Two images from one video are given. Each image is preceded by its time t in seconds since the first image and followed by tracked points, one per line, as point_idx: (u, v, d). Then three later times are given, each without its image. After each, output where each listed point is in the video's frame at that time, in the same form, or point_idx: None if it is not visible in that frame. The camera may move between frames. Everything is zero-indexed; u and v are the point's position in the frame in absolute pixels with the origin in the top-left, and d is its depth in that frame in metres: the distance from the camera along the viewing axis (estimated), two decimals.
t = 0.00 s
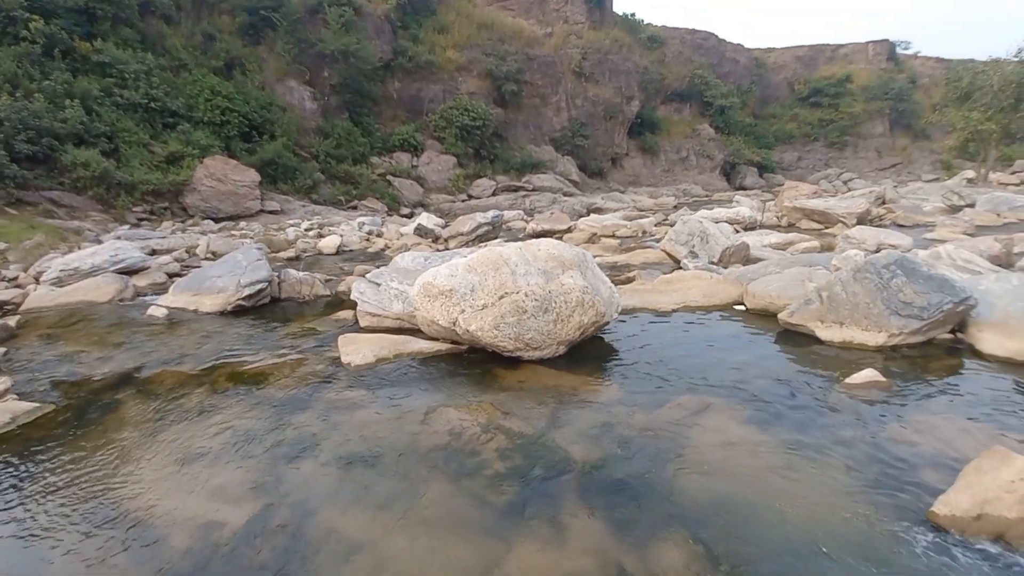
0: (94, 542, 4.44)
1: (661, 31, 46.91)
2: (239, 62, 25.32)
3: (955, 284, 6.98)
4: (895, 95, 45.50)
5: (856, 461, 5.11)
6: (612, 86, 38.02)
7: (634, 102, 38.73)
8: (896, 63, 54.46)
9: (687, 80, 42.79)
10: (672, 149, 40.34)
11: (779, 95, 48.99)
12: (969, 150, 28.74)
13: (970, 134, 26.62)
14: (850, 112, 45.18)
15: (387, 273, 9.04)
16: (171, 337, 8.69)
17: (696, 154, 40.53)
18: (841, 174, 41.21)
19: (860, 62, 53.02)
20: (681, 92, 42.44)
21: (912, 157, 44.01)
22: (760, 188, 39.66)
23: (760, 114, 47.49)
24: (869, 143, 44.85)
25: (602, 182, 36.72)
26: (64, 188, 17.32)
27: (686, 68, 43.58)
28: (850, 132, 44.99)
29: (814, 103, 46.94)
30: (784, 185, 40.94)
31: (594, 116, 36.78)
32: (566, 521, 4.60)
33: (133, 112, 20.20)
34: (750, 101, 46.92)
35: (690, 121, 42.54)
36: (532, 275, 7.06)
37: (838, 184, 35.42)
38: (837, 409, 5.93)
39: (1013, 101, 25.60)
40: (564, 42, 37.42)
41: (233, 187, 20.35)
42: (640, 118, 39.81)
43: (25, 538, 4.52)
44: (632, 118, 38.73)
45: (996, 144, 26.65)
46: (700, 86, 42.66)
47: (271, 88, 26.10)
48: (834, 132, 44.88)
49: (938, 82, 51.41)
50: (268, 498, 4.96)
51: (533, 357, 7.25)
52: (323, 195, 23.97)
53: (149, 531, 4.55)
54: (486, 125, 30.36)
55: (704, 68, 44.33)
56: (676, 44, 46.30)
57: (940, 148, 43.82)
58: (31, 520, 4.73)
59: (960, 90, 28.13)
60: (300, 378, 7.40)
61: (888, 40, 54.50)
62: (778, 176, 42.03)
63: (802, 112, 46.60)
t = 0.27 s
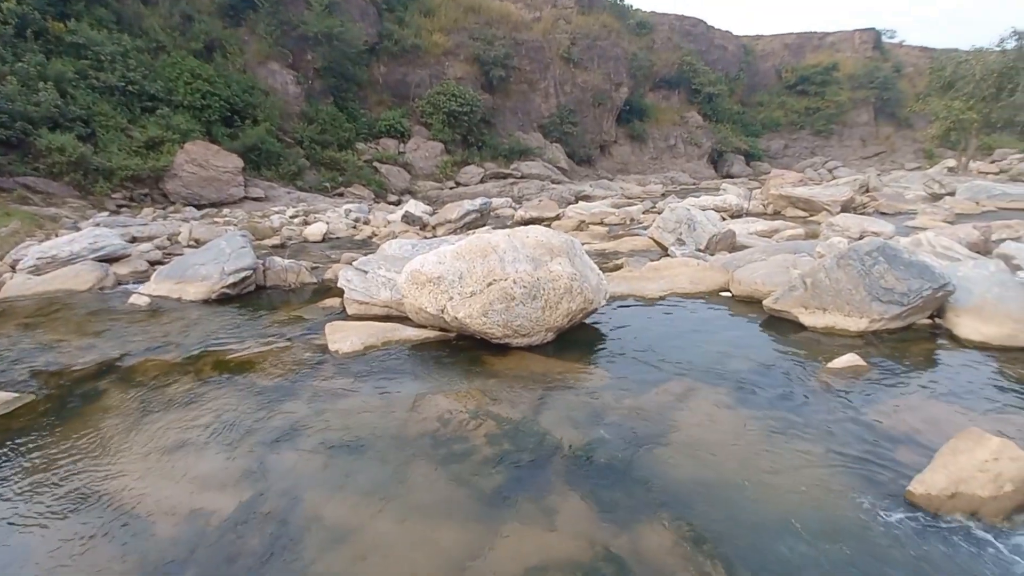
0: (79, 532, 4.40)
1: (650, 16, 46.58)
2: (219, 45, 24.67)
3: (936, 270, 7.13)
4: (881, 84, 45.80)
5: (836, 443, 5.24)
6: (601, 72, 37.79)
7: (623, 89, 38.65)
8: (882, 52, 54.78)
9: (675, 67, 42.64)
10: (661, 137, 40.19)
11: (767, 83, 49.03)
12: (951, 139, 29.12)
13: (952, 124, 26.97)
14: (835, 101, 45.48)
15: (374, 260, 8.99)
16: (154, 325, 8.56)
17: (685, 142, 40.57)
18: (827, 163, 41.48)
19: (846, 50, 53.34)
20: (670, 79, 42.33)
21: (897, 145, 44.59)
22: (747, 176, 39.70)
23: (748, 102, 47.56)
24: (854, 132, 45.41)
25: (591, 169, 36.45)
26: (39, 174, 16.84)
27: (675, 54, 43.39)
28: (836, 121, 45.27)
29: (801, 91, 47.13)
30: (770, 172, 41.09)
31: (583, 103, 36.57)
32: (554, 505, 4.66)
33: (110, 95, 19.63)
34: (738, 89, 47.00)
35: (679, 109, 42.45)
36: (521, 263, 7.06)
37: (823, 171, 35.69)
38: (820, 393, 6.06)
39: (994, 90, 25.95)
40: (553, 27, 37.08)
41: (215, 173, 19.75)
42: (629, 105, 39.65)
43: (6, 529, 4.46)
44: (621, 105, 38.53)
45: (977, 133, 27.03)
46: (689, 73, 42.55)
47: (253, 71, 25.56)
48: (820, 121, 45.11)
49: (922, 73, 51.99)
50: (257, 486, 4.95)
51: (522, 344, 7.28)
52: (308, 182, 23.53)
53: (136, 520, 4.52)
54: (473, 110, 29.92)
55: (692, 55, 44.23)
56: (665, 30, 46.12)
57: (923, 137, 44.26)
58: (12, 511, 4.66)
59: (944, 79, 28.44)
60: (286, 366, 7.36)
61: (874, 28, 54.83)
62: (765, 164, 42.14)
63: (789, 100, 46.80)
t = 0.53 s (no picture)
0: (46, 526, 4.29)
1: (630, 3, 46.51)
2: (185, 24, 23.77)
3: (902, 257, 7.38)
4: (853, 75, 46.68)
5: (806, 425, 5.42)
6: (580, 59, 37.74)
7: (602, 77, 38.54)
8: (855, 43, 55.57)
9: (655, 54, 42.52)
10: (639, 125, 40.34)
11: (743, 73, 49.45)
12: (919, 130, 29.85)
13: (921, 114, 27.61)
14: (809, 92, 46.17)
15: (351, 248, 8.86)
16: (121, 315, 8.31)
17: (663, 130, 40.90)
18: (801, 151, 41.83)
19: (820, 41, 54.15)
20: (649, 67, 42.40)
21: (867, 136, 45.13)
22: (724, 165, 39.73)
23: (725, 92, 47.95)
24: (827, 122, 46.31)
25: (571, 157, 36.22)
26: None
27: (654, 41, 43.40)
28: (809, 111, 46.02)
29: (776, 82, 47.70)
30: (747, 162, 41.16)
31: (562, 90, 36.48)
32: (534, 491, 4.71)
33: (70, 76, 18.79)
34: (715, 78, 47.42)
35: (657, 98, 42.58)
36: (500, 250, 7.05)
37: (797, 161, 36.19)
38: (792, 376, 6.25)
39: (961, 82, 26.63)
40: (532, 11, 36.73)
41: (184, 157, 19.03)
42: (608, 93, 39.61)
43: None
44: (600, 92, 38.55)
45: (944, 125, 27.74)
46: (668, 61, 42.71)
47: (222, 52, 24.77)
48: (794, 111, 45.74)
49: (893, 64, 53.04)
50: (233, 477, 4.88)
51: (502, 331, 7.29)
52: (282, 168, 22.77)
53: (108, 513, 4.42)
54: (452, 95, 29.67)
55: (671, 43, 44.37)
56: (644, 17, 46.15)
57: (892, 128, 45.17)
58: None
59: (913, 70, 29.09)
60: (262, 355, 7.25)
61: (848, 20, 55.78)
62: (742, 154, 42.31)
63: (765, 90, 47.24)
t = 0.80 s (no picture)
0: None
1: None
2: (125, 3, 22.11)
3: (846, 250, 7.78)
4: (801, 76, 48.40)
5: (758, 410, 5.66)
6: (542, 52, 37.56)
7: (564, 70, 38.38)
8: (803, 46, 57.91)
9: (615, 51, 42.93)
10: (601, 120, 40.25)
11: (699, 72, 50.42)
12: (861, 130, 31.33)
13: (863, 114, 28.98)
14: (761, 90, 46.93)
15: (308, 241, 8.61)
16: (57, 312, 7.79)
17: (624, 126, 40.87)
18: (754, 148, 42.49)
19: (772, 42, 56.08)
20: (609, 63, 42.77)
21: (815, 135, 46.88)
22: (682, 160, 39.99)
23: (682, 89, 48.63)
24: (778, 120, 47.32)
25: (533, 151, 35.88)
26: None
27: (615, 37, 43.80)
28: (761, 110, 46.86)
29: (731, 80, 48.56)
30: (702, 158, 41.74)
31: (524, 82, 36.03)
32: (497, 484, 4.71)
33: None
34: (673, 75, 48.38)
35: (618, 93, 42.63)
36: (462, 243, 7.02)
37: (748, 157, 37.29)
38: (746, 364, 6.51)
39: (900, 85, 28.07)
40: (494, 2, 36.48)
41: (123, 145, 17.88)
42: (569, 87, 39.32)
43: None
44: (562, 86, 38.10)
45: (883, 125, 29.22)
46: (628, 57, 43.18)
47: (165, 34, 23.50)
48: (747, 109, 46.43)
49: (839, 66, 55.63)
50: (182, 480, 4.68)
51: (464, 325, 7.27)
52: (232, 157, 21.60)
53: (43, 522, 4.16)
54: (412, 86, 29.16)
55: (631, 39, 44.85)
56: (605, 13, 46.71)
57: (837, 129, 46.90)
58: None
59: (856, 72, 30.51)
60: (213, 352, 6.96)
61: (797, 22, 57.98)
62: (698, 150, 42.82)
63: (721, 88, 48.05)
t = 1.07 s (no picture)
0: None
1: None
2: None
3: (804, 240, 8.10)
4: (762, 72, 49.24)
5: (724, 396, 5.80)
6: (511, 43, 36.91)
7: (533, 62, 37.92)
8: (764, 42, 59.20)
9: (583, 44, 42.66)
10: (569, 113, 39.90)
11: (665, 65, 50.94)
12: (819, 125, 32.37)
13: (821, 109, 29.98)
14: (723, 86, 47.44)
15: (271, 234, 8.36)
16: None
17: (592, 119, 40.55)
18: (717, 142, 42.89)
19: (735, 38, 57.15)
20: (578, 55, 42.44)
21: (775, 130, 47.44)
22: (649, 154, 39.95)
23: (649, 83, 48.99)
24: (740, 115, 48.06)
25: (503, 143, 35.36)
26: None
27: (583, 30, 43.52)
28: (724, 105, 47.30)
29: (696, 75, 49.04)
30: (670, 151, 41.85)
31: (493, 74, 35.61)
32: (470, 475, 4.65)
33: None
34: (640, 69, 48.66)
35: (586, 86, 42.23)
36: (431, 236, 6.94)
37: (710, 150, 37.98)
38: (711, 352, 6.70)
39: (854, 82, 29.14)
40: None
41: (70, 135, 16.97)
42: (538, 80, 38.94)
43: None
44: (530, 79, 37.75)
45: (839, 121, 30.30)
46: (596, 50, 42.82)
47: (114, 18, 22.26)
48: (711, 104, 46.89)
49: (798, 62, 57.01)
50: (139, 484, 4.46)
51: (434, 318, 7.21)
52: (188, 147, 20.64)
53: None
54: (378, 75, 28.45)
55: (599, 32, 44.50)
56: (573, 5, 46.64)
57: (796, 124, 47.37)
58: None
59: (814, 69, 31.49)
60: (170, 351, 6.68)
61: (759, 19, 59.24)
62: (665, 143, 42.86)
63: (686, 83, 48.52)
